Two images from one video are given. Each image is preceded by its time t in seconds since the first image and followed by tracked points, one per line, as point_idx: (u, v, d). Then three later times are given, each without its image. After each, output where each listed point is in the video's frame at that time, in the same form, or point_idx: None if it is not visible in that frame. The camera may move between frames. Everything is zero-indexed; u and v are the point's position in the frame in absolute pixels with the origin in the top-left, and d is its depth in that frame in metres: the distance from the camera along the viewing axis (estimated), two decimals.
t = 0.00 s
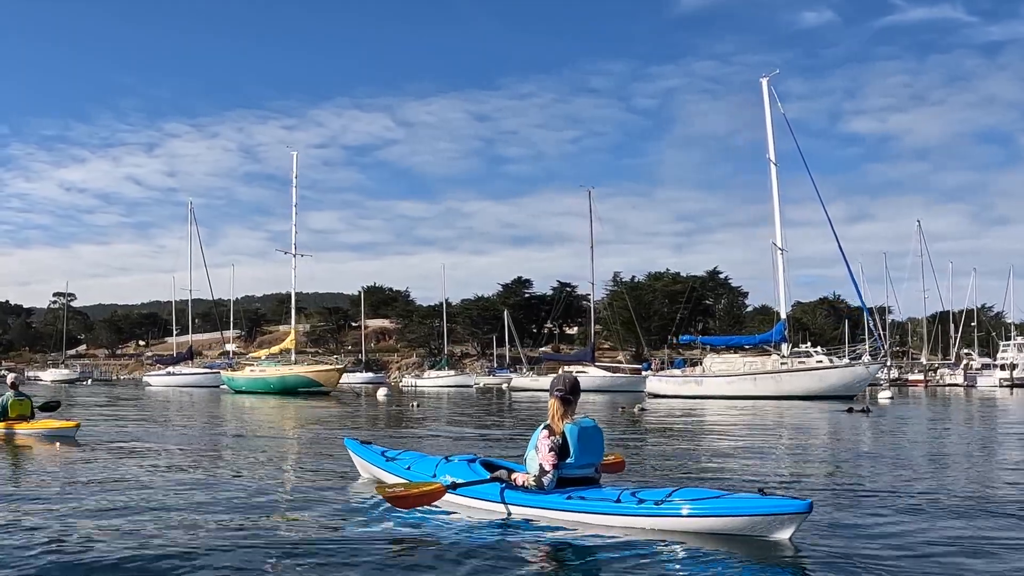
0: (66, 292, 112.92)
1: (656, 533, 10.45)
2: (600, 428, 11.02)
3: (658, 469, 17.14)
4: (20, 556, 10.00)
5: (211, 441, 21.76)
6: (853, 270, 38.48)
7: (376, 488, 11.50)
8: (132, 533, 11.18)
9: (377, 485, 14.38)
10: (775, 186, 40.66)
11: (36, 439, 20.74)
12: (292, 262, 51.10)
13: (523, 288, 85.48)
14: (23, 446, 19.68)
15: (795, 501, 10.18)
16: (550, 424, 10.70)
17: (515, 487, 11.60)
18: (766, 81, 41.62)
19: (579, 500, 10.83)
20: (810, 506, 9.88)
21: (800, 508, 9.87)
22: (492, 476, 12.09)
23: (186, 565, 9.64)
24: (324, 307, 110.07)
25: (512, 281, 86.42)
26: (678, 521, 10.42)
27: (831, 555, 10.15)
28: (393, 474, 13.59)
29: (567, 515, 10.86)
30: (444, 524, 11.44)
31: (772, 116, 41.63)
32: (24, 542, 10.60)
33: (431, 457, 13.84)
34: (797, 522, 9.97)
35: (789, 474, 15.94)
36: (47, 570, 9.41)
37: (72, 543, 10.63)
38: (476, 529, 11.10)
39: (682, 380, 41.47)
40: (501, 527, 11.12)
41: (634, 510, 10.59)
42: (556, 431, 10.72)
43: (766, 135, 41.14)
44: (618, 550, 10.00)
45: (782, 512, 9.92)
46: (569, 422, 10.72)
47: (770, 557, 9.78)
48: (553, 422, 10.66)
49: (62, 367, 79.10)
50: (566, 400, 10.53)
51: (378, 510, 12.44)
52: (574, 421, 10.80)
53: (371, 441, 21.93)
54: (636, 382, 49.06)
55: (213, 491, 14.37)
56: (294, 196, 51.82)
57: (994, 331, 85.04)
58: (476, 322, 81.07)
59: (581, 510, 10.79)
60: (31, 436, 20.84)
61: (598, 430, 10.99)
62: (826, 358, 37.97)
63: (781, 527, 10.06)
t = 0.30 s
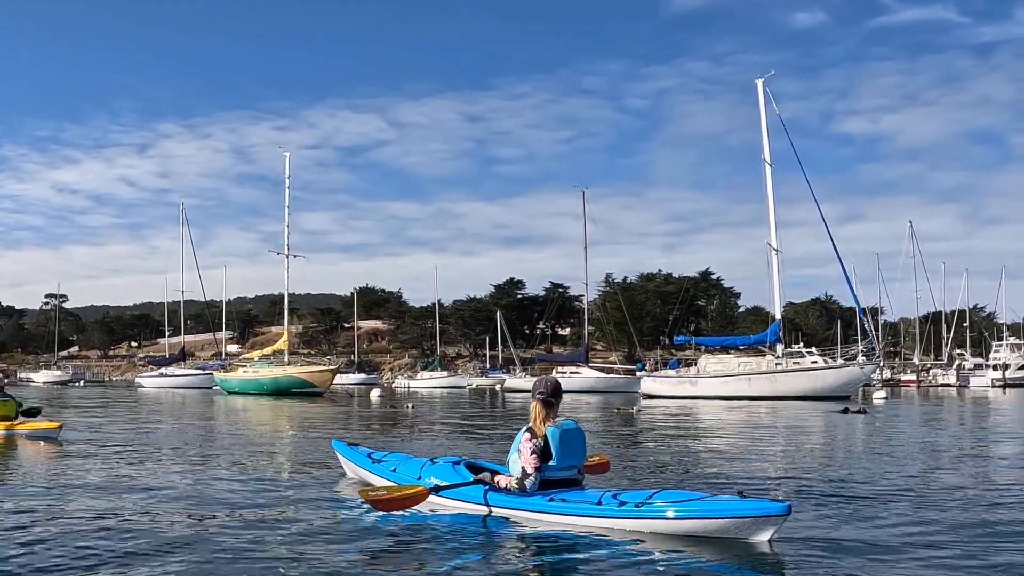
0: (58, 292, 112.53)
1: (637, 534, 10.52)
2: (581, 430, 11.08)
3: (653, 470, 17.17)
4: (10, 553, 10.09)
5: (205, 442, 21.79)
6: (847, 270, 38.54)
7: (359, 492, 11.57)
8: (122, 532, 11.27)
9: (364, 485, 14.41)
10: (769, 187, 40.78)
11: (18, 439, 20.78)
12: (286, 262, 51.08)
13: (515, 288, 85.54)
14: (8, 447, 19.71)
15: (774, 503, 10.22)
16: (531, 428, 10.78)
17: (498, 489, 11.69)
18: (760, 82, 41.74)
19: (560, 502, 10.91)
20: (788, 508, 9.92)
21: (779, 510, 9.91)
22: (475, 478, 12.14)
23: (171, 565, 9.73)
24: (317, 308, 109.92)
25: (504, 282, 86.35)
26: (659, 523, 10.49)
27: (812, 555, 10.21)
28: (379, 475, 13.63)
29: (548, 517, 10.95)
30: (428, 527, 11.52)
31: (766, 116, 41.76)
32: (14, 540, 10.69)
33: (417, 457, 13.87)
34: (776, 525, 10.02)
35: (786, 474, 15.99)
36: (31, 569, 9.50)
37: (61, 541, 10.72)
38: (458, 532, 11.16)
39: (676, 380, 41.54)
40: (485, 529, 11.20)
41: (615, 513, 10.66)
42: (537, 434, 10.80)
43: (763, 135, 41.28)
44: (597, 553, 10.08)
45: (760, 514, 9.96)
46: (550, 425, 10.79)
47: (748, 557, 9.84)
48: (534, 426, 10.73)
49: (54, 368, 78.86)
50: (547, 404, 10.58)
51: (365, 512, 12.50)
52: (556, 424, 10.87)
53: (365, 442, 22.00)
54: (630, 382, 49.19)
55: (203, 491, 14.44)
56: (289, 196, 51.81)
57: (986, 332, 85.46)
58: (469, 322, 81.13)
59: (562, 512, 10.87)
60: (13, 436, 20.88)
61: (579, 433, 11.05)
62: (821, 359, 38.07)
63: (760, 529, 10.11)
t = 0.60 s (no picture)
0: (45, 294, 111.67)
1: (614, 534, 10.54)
2: (559, 430, 11.15)
3: (645, 470, 17.23)
4: None
5: (193, 443, 21.69)
6: (836, 270, 38.74)
7: (338, 491, 11.60)
8: (102, 535, 11.25)
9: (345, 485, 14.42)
10: (760, 188, 40.89)
11: None
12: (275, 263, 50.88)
13: (503, 290, 85.53)
14: None
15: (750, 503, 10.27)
16: (509, 427, 10.84)
17: (477, 488, 11.74)
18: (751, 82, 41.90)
19: (537, 502, 10.95)
20: (763, 509, 9.97)
21: (753, 511, 9.95)
22: (454, 477, 12.19)
23: (150, 568, 9.74)
24: (306, 310, 109.52)
25: (492, 284, 86.24)
26: (632, 523, 10.53)
27: (788, 555, 10.28)
28: (360, 474, 13.66)
29: (525, 517, 11.00)
30: (408, 526, 11.54)
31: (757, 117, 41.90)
32: None
33: (398, 456, 13.89)
34: (751, 525, 10.05)
35: (776, 475, 16.05)
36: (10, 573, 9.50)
37: (41, 546, 10.69)
38: (438, 531, 11.19)
39: (666, 381, 41.62)
40: (463, 529, 11.23)
41: (590, 513, 10.72)
42: (515, 434, 10.87)
43: (753, 136, 41.44)
44: (573, 552, 10.10)
45: (734, 515, 10.01)
46: (528, 425, 10.84)
47: (722, 558, 9.89)
48: (512, 426, 10.80)
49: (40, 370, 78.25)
50: (525, 404, 10.64)
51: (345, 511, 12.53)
52: (534, 424, 10.94)
53: (353, 443, 21.98)
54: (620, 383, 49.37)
55: (187, 492, 14.41)
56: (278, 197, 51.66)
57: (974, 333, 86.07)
58: (457, 324, 81.06)
59: (539, 511, 10.90)
60: None
61: (558, 432, 11.10)
62: (811, 359, 38.18)
63: (734, 530, 10.15)
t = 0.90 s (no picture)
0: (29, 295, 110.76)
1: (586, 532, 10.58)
2: (531, 429, 11.21)
3: (633, 470, 17.27)
4: None
5: (176, 444, 21.63)
6: (821, 269, 38.98)
7: (310, 490, 11.59)
8: (77, 536, 11.24)
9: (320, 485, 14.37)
10: (745, 187, 41.11)
11: None
12: (260, 264, 50.68)
13: (487, 290, 85.56)
14: None
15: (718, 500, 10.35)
16: (481, 426, 10.90)
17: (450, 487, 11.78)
18: (735, 81, 42.10)
19: (509, 500, 11.00)
20: (731, 505, 10.06)
21: (720, 507, 10.04)
22: (427, 476, 12.21)
23: (123, 567, 9.77)
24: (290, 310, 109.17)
25: (476, 283, 86.21)
26: (603, 520, 10.59)
27: (757, 553, 10.38)
28: (334, 475, 13.64)
29: (497, 515, 11.05)
30: (382, 526, 11.57)
31: (742, 117, 42.12)
32: None
33: (372, 457, 13.87)
34: (719, 521, 10.14)
35: (759, 474, 16.14)
36: None
37: (15, 546, 10.68)
38: (411, 531, 11.21)
39: (651, 381, 41.74)
40: (436, 528, 11.27)
41: (561, 510, 10.76)
42: (487, 433, 10.92)
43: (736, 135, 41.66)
44: (544, 551, 10.15)
45: (703, 511, 10.09)
46: (500, 423, 10.91)
47: (691, 554, 9.97)
48: (484, 424, 10.86)
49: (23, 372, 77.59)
50: (497, 403, 10.71)
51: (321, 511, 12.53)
52: (506, 422, 11.00)
53: (337, 444, 22.00)
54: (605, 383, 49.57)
55: (166, 493, 14.40)
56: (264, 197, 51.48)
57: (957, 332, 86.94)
58: (441, 324, 81.03)
59: (511, 510, 10.96)
60: None
61: (530, 431, 11.17)
62: (797, 359, 38.40)
63: (703, 526, 10.22)
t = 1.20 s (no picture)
0: None
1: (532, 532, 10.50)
2: (477, 432, 11.10)
3: (595, 468, 17.25)
4: None
5: (128, 448, 21.18)
6: (778, 265, 39.52)
7: (256, 496, 11.37)
8: (14, 541, 10.90)
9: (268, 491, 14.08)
10: (701, 184, 41.50)
11: None
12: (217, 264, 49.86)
13: (445, 289, 85.32)
14: None
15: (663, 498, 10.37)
16: (426, 430, 10.76)
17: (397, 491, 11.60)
18: (690, 78, 42.50)
19: (455, 502, 10.86)
20: (674, 503, 10.08)
21: (665, 506, 10.06)
22: (374, 480, 12.02)
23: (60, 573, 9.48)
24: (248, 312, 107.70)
25: (433, 283, 85.87)
26: (549, 521, 10.53)
27: (704, 548, 10.41)
28: (282, 480, 13.37)
29: (444, 518, 10.90)
30: (328, 529, 11.37)
31: (697, 114, 42.51)
32: None
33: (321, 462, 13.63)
34: (664, 519, 10.15)
35: (714, 470, 16.26)
36: None
37: None
38: (359, 535, 11.01)
39: (611, 378, 41.87)
40: (383, 531, 11.11)
41: (507, 512, 10.67)
42: (433, 436, 10.78)
43: (692, 133, 42.02)
44: (489, 552, 10.05)
45: (647, 510, 10.09)
46: (445, 427, 10.79)
47: (636, 552, 9.95)
48: (429, 428, 10.73)
49: None
50: (442, 407, 10.60)
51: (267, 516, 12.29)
52: (451, 426, 10.88)
53: (294, 445, 21.72)
54: (565, 381, 49.76)
55: (112, 497, 14.04)
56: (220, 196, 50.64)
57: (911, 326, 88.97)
58: (399, 324, 80.60)
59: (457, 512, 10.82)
60: None
61: (475, 435, 11.06)
62: (755, 354, 38.88)
63: (648, 524, 10.23)
